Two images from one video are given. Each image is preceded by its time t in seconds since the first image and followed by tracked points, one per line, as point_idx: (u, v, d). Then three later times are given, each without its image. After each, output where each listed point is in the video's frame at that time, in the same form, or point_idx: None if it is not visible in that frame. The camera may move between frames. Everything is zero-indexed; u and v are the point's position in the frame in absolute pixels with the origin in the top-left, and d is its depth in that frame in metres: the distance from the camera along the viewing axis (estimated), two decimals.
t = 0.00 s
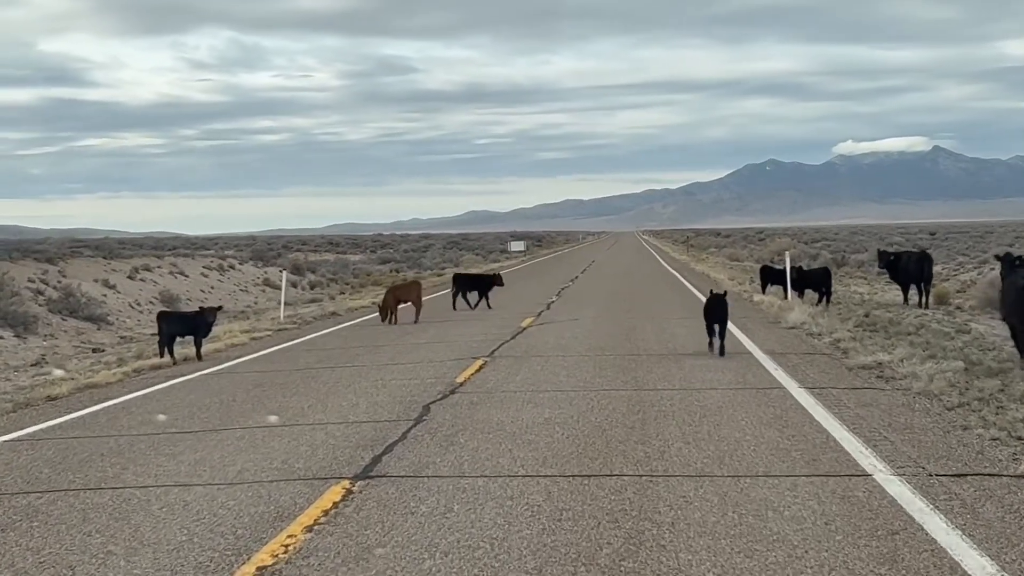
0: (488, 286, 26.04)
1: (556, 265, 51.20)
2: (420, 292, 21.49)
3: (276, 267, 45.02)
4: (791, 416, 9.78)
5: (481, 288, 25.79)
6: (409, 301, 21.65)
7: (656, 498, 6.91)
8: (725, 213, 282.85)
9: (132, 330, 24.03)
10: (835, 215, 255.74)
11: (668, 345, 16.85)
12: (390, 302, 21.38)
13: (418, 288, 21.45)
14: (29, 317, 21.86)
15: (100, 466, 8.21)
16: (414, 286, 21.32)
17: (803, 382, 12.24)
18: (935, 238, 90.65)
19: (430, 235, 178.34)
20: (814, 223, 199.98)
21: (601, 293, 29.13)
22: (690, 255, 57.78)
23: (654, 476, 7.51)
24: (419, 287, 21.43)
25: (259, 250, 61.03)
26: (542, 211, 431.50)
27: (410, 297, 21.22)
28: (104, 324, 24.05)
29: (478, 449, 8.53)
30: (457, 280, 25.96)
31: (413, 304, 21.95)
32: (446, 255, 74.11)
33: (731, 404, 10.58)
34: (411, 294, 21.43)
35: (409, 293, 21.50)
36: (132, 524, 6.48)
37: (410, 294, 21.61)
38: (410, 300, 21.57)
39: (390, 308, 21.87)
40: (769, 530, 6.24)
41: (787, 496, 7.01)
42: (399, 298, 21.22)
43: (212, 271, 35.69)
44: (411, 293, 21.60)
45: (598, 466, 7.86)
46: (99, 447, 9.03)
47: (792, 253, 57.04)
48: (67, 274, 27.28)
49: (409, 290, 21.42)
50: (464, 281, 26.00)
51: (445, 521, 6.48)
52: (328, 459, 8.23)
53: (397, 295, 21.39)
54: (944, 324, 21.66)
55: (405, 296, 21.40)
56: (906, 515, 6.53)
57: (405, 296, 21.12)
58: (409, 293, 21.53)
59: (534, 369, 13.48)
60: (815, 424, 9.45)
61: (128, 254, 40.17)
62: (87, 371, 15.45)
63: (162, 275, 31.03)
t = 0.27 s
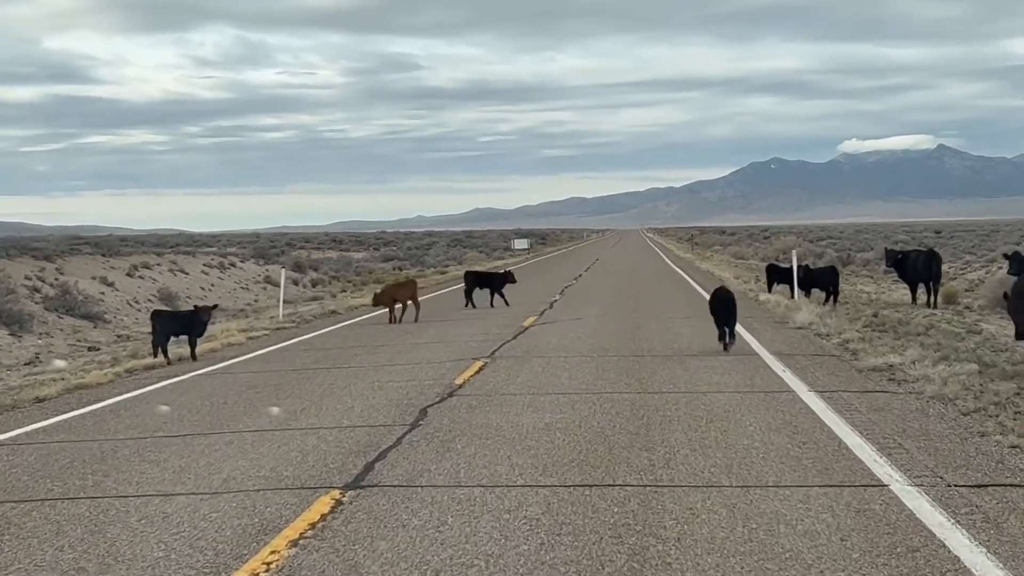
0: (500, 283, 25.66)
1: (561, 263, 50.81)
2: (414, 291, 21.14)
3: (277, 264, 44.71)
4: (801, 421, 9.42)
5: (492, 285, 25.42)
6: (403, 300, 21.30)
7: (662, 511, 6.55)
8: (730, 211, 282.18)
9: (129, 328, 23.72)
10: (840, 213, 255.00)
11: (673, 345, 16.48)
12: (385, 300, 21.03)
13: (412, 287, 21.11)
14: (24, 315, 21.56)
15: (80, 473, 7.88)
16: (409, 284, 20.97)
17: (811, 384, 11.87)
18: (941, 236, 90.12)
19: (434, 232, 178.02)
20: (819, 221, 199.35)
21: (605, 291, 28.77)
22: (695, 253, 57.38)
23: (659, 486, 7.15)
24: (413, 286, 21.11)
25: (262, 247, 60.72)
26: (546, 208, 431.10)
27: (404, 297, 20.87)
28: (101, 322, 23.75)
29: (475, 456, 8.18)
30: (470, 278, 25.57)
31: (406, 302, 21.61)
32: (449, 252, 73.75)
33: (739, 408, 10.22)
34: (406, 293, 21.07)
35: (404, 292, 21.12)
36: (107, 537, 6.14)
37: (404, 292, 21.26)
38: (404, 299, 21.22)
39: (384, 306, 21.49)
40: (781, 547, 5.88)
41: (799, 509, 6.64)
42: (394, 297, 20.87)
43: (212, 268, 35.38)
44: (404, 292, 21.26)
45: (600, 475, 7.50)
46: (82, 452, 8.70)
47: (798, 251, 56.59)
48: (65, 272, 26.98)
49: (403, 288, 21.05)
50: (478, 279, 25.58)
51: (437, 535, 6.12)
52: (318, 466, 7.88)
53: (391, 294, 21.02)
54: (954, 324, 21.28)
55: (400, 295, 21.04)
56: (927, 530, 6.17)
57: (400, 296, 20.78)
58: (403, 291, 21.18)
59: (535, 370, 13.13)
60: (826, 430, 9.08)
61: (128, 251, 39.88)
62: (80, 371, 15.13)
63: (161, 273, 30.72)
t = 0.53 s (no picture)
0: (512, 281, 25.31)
1: (563, 261, 50.55)
2: (405, 291, 20.75)
3: (278, 262, 44.45)
4: (811, 428, 9.05)
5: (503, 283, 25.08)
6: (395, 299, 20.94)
7: (664, 525, 6.20)
8: (733, 209, 281.57)
9: (125, 326, 23.43)
10: (844, 211, 254.38)
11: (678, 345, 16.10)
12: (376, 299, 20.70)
13: (404, 286, 20.73)
14: (19, 313, 21.28)
15: (58, 481, 7.56)
16: (400, 284, 20.59)
17: (819, 388, 11.51)
18: (946, 234, 89.68)
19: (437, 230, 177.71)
20: (822, 219, 198.80)
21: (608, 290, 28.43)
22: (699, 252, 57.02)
23: (663, 498, 6.80)
24: (405, 286, 20.72)
25: (263, 244, 60.49)
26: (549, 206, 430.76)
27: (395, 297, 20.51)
28: (97, 321, 23.46)
29: (470, 463, 7.84)
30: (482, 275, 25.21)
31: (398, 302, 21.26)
32: (451, 250, 73.40)
33: (746, 413, 9.86)
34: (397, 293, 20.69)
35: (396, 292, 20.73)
36: (80, 553, 5.82)
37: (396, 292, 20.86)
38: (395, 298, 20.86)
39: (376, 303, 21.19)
40: (792, 565, 5.52)
41: (810, 522, 6.29)
42: (384, 298, 20.48)
43: (211, 266, 35.09)
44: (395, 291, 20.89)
45: (600, 485, 7.15)
46: (62, 458, 8.38)
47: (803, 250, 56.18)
48: (61, 269, 26.71)
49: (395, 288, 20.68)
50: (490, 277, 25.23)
51: (428, 551, 5.77)
52: (307, 475, 7.54)
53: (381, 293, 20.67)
54: (963, 325, 20.89)
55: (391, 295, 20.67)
56: (947, 547, 5.81)
57: (389, 296, 20.40)
58: (394, 291, 20.80)
59: (535, 372, 12.79)
60: (836, 437, 8.73)
61: (127, 248, 39.61)
62: (70, 372, 14.83)
63: (160, 270, 30.44)
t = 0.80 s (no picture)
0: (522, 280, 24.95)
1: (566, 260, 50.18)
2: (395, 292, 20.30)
3: (279, 260, 44.14)
4: (821, 436, 8.69)
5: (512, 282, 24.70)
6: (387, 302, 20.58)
7: (668, 543, 5.84)
8: (737, 208, 280.99)
9: (121, 326, 23.12)
10: (848, 210, 253.69)
11: (683, 347, 15.73)
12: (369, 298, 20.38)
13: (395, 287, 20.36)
14: (13, 312, 20.97)
15: (32, 490, 7.22)
16: (389, 285, 20.22)
17: (828, 392, 11.15)
18: (951, 233, 89.19)
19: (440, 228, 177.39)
20: (827, 217, 198.23)
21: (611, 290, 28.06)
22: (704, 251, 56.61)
23: (668, 512, 6.44)
24: (396, 287, 20.33)
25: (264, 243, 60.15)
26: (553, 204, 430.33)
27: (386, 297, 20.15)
28: (93, 320, 23.15)
29: (465, 473, 7.48)
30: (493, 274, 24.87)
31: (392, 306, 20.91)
32: (454, 248, 73.03)
33: (753, 419, 9.50)
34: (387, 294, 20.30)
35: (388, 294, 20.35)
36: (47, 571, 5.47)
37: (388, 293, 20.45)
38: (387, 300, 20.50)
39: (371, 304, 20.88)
40: None
41: (822, 540, 5.92)
42: (373, 299, 20.11)
43: (211, 264, 34.78)
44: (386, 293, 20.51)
45: (601, 498, 6.79)
46: (40, 465, 8.04)
47: (808, 249, 55.75)
48: (58, 267, 26.41)
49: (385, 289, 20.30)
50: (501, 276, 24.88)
51: (417, 572, 5.42)
52: (294, 485, 7.19)
53: (370, 293, 20.35)
54: (973, 326, 20.50)
55: (381, 296, 20.31)
56: (969, 568, 5.45)
57: (378, 296, 20.03)
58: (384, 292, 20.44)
59: (535, 374, 12.44)
60: (847, 446, 8.36)
61: (126, 246, 39.31)
62: (60, 373, 14.50)
63: (158, 269, 30.13)
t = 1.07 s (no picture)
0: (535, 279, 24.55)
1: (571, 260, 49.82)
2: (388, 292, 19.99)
3: (282, 260, 43.81)
4: (834, 445, 8.32)
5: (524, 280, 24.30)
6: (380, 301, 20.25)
7: (675, 563, 5.48)
8: (742, 207, 280.33)
9: (119, 326, 22.80)
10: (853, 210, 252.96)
11: (689, 349, 15.37)
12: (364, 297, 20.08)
13: (387, 287, 19.96)
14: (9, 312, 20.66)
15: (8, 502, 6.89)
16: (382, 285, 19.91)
17: (839, 398, 10.78)
18: (958, 233, 88.70)
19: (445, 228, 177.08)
20: (832, 217, 197.59)
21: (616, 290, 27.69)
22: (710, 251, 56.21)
23: (675, 529, 6.09)
24: (389, 287, 19.95)
25: (267, 242, 59.83)
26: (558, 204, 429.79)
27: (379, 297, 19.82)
28: (90, 320, 22.83)
29: (462, 485, 7.14)
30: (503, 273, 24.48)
31: (388, 305, 20.57)
32: (459, 248, 72.67)
33: (763, 426, 9.14)
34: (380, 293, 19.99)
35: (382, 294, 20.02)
36: None
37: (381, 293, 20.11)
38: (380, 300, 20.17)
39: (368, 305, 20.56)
40: None
41: (839, 560, 5.56)
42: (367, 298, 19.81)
43: (212, 263, 34.47)
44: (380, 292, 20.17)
45: (605, 513, 6.44)
46: (19, 474, 7.71)
47: (814, 249, 55.32)
48: (56, 267, 26.10)
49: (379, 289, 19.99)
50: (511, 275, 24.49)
51: None
52: (281, 497, 6.85)
53: (364, 293, 20.05)
54: (985, 328, 20.11)
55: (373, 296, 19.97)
56: None
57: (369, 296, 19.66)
58: (378, 292, 20.10)
59: (537, 378, 12.09)
60: (862, 456, 8.00)
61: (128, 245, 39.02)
62: (52, 375, 14.18)
63: (159, 268, 29.82)
